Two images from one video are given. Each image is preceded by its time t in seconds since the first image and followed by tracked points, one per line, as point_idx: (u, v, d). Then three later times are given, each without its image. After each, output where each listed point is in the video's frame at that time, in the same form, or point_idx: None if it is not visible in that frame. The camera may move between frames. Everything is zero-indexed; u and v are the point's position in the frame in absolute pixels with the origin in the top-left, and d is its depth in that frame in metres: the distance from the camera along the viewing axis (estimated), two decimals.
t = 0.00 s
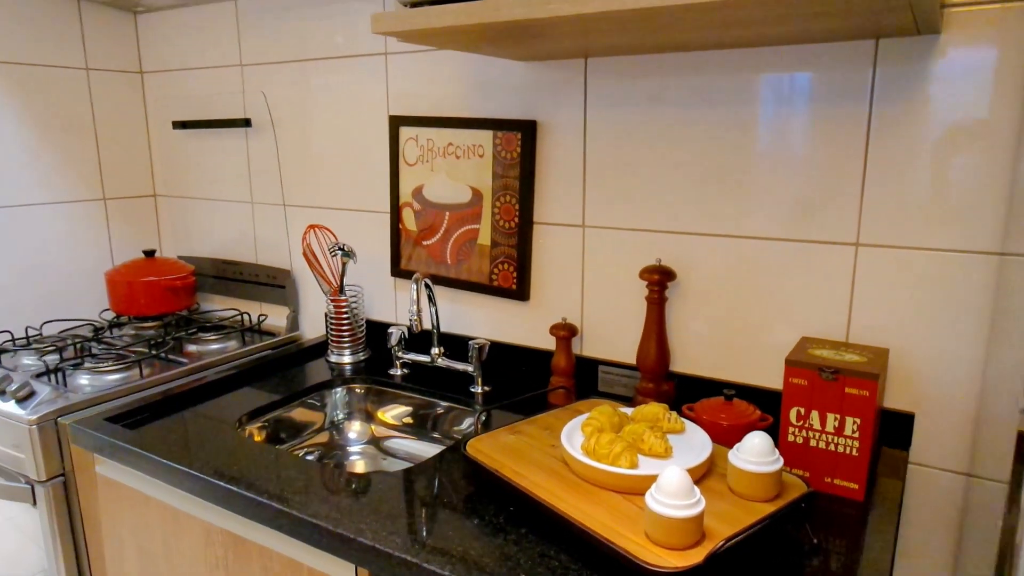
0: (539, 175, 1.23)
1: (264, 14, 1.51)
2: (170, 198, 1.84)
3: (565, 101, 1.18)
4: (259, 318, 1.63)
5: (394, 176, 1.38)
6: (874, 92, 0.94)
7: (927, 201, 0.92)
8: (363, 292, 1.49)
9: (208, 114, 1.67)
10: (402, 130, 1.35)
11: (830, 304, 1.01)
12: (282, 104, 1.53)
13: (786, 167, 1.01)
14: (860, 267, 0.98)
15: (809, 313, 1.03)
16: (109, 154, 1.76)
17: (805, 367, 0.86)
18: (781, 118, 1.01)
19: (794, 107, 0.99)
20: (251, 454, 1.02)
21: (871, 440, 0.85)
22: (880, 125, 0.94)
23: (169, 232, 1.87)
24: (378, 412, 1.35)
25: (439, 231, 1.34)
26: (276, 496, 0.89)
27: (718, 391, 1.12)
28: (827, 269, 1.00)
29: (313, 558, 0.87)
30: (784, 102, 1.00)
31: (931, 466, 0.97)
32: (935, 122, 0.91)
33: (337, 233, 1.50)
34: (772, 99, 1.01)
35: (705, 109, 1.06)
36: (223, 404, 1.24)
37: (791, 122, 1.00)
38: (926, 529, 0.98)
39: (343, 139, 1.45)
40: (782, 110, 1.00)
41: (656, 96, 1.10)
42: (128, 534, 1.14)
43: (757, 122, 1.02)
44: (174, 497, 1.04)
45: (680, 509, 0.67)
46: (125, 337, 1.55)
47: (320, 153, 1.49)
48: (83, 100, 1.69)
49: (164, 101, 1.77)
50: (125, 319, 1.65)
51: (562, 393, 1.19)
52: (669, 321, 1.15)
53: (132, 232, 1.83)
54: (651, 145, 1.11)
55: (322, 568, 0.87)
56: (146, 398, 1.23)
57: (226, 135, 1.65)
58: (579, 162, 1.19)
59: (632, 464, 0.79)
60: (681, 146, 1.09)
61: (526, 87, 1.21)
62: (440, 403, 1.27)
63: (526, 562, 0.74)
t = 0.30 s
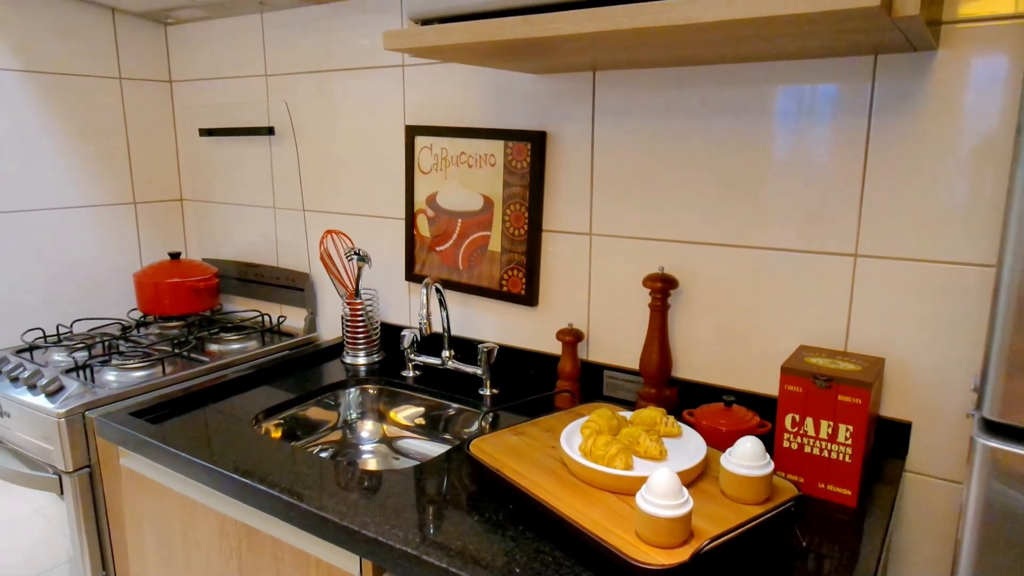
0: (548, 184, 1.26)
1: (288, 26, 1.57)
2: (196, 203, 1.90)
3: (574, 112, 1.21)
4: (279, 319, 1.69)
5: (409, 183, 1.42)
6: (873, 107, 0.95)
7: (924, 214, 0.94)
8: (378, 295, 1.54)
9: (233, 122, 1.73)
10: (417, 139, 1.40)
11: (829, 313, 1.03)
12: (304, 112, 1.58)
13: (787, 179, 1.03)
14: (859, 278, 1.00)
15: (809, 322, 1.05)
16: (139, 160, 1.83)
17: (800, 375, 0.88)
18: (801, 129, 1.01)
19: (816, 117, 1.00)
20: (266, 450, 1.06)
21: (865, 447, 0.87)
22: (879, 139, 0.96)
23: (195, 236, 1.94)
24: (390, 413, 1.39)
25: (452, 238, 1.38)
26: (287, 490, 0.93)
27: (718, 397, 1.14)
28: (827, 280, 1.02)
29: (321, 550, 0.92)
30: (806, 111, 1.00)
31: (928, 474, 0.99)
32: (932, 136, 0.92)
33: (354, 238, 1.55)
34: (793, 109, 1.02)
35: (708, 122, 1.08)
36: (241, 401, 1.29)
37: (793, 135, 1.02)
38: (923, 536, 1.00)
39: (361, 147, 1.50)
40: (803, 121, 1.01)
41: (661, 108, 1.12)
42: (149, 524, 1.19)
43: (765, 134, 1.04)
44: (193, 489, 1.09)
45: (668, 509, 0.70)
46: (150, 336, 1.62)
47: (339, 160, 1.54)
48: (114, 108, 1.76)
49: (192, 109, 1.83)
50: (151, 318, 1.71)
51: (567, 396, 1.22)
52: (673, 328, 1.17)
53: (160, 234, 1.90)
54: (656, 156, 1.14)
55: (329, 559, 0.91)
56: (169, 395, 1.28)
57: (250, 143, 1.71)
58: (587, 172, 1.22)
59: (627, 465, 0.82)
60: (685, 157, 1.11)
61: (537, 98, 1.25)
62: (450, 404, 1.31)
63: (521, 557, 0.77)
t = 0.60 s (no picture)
0: (546, 199, 1.28)
1: (292, 44, 1.60)
2: (202, 217, 1.93)
3: (572, 129, 1.23)
4: (283, 332, 1.71)
5: (410, 198, 1.44)
6: (864, 124, 0.97)
7: (914, 229, 0.96)
8: (380, 308, 1.56)
9: (239, 138, 1.76)
10: (418, 155, 1.42)
11: (823, 327, 1.05)
12: (308, 128, 1.61)
13: (781, 194, 1.05)
14: (851, 292, 1.02)
15: (803, 335, 1.07)
16: (146, 175, 1.86)
17: (792, 387, 0.89)
18: (799, 144, 1.03)
19: (808, 133, 1.02)
20: (267, 461, 1.08)
21: (856, 459, 0.88)
22: (869, 155, 0.98)
23: (200, 249, 1.97)
24: (391, 425, 1.40)
25: (452, 252, 1.40)
26: (288, 501, 0.94)
27: (714, 410, 1.15)
28: (820, 294, 1.04)
29: (321, 560, 0.93)
30: (809, 125, 1.01)
31: (921, 486, 1.00)
32: (920, 153, 0.94)
33: (355, 252, 1.57)
34: (795, 122, 1.03)
35: (703, 138, 1.11)
36: (244, 413, 1.31)
37: (785, 151, 1.04)
38: (917, 546, 1.01)
39: (363, 162, 1.53)
40: (800, 137, 1.02)
41: (656, 125, 1.15)
42: (153, 535, 1.21)
43: (758, 151, 1.06)
44: (196, 500, 1.10)
45: (660, 519, 0.71)
46: (156, 348, 1.64)
47: (342, 176, 1.57)
48: (122, 125, 1.79)
49: (199, 125, 1.87)
50: (156, 331, 1.74)
51: (565, 409, 1.23)
52: (668, 341, 1.19)
53: (167, 248, 1.92)
54: (652, 172, 1.16)
55: (329, 569, 0.92)
56: (173, 407, 1.30)
57: (255, 158, 1.74)
58: (584, 187, 1.24)
59: (621, 476, 0.83)
60: (680, 173, 1.14)
61: (535, 115, 1.27)
62: (450, 416, 1.32)
63: (516, 566, 0.79)
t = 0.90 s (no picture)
0: (545, 224, 1.29)
1: (295, 71, 1.62)
2: (206, 240, 1.95)
3: (570, 156, 1.25)
4: (284, 355, 1.71)
5: (411, 223, 1.46)
6: (857, 152, 0.99)
7: (908, 255, 0.97)
8: (381, 331, 1.57)
9: (242, 163, 1.78)
10: (419, 180, 1.44)
11: (820, 352, 1.05)
12: (311, 153, 1.63)
13: (777, 220, 1.06)
14: (848, 317, 1.03)
15: (801, 360, 1.07)
16: (151, 198, 1.88)
17: (789, 412, 0.90)
18: (793, 171, 1.04)
19: (803, 160, 1.03)
20: (267, 486, 1.08)
21: (855, 484, 0.88)
22: (863, 182, 0.99)
23: (203, 272, 1.98)
24: (391, 448, 1.40)
25: (453, 276, 1.41)
26: (287, 526, 0.95)
27: (713, 434, 1.16)
28: (817, 318, 1.05)
29: None
30: (804, 153, 1.03)
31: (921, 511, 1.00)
32: (914, 180, 0.96)
33: (357, 276, 1.59)
34: (790, 150, 1.04)
35: (699, 165, 1.12)
36: (245, 437, 1.32)
37: (781, 178, 1.05)
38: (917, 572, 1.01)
39: (364, 187, 1.54)
40: (794, 164, 1.04)
41: (654, 151, 1.16)
42: (153, 559, 1.21)
43: (753, 177, 1.08)
44: (196, 525, 1.10)
45: (657, 546, 0.71)
46: (158, 371, 1.65)
47: (344, 200, 1.59)
48: (128, 150, 1.82)
49: (203, 150, 1.89)
50: (159, 354, 1.74)
51: (564, 433, 1.24)
52: (667, 365, 1.20)
53: (170, 271, 1.94)
54: (649, 198, 1.18)
55: None
56: (175, 431, 1.31)
57: (258, 182, 1.76)
58: (583, 212, 1.25)
59: (619, 502, 0.84)
60: (677, 198, 1.15)
61: (534, 142, 1.29)
62: (450, 440, 1.32)
63: None
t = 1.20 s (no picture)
0: (557, 252, 1.30)
1: (310, 101, 1.65)
2: (221, 266, 1.97)
3: (582, 185, 1.26)
4: (297, 380, 1.73)
5: (423, 251, 1.47)
6: (868, 183, 0.99)
7: (920, 286, 0.97)
8: (393, 358, 1.58)
9: (257, 191, 1.81)
10: (432, 209, 1.45)
11: (833, 382, 1.05)
12: (325, 181, 1.66)
13: (788, 250, 1.07)
14: (860, 348, 1.02)
15: (813, 391, 1.07)
16: (167, 225, 1.91)
17: (803, 444, 0.89)
18: (803, 201, 1.05)
19: (813, 191, 1.04)
20: (280, 514, 1.08)
21: (870, 518, 0.88)
22: (874, 213, 0.99)
23: (218, 297, 2.00)
24: (403, 475, 1.40)
25: (465, 303, 1.42)
26: (299, 555, 0.95)
27: (726, 464, 1.15)
28: (829, 348, 1.05)
29: None
30: (815, 184, 1.03)
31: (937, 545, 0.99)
32: (925, 211, 0.96)
33: (369, 303, 1.60)
34: (801, 181, 1.05)
35: (710, 196, 1.13)
36: (258, 463, 1.32)
37: (792, 208, 1.06)
38: None
39: (378, 215, 1.56)
40: (804, 194, 1.05)
41: (664, 182, 1.17)
42: None
43: (763, 208, 1.08)
44: (208, 553, 1.11)
45: None
46: (172, 397, 1.66)
47: (358, 228, 1.60)
48: (146, 178, 1.85)
49: (220, 178, 1.92)
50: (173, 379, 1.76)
51: (576, 462, 1.23)
52: (679, 394, 1.20)
53: (185, 296, 1.96)
54: (660, 228, 1.18)
55: None
56: (188, 458, 1.32)
57: (272, 210, 1.78)
58: (594, 241, 1.26)
59: (631, 535, 0.84)
60: (688, 228, 1.16)
61: (546, 172, 1.30)
62: (461, 468, 1.32)
63: None
